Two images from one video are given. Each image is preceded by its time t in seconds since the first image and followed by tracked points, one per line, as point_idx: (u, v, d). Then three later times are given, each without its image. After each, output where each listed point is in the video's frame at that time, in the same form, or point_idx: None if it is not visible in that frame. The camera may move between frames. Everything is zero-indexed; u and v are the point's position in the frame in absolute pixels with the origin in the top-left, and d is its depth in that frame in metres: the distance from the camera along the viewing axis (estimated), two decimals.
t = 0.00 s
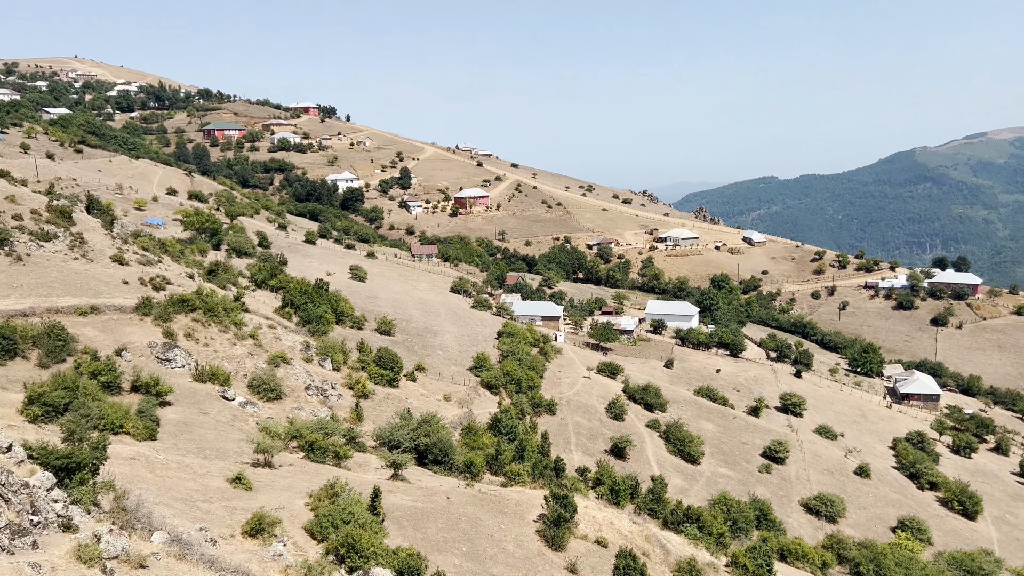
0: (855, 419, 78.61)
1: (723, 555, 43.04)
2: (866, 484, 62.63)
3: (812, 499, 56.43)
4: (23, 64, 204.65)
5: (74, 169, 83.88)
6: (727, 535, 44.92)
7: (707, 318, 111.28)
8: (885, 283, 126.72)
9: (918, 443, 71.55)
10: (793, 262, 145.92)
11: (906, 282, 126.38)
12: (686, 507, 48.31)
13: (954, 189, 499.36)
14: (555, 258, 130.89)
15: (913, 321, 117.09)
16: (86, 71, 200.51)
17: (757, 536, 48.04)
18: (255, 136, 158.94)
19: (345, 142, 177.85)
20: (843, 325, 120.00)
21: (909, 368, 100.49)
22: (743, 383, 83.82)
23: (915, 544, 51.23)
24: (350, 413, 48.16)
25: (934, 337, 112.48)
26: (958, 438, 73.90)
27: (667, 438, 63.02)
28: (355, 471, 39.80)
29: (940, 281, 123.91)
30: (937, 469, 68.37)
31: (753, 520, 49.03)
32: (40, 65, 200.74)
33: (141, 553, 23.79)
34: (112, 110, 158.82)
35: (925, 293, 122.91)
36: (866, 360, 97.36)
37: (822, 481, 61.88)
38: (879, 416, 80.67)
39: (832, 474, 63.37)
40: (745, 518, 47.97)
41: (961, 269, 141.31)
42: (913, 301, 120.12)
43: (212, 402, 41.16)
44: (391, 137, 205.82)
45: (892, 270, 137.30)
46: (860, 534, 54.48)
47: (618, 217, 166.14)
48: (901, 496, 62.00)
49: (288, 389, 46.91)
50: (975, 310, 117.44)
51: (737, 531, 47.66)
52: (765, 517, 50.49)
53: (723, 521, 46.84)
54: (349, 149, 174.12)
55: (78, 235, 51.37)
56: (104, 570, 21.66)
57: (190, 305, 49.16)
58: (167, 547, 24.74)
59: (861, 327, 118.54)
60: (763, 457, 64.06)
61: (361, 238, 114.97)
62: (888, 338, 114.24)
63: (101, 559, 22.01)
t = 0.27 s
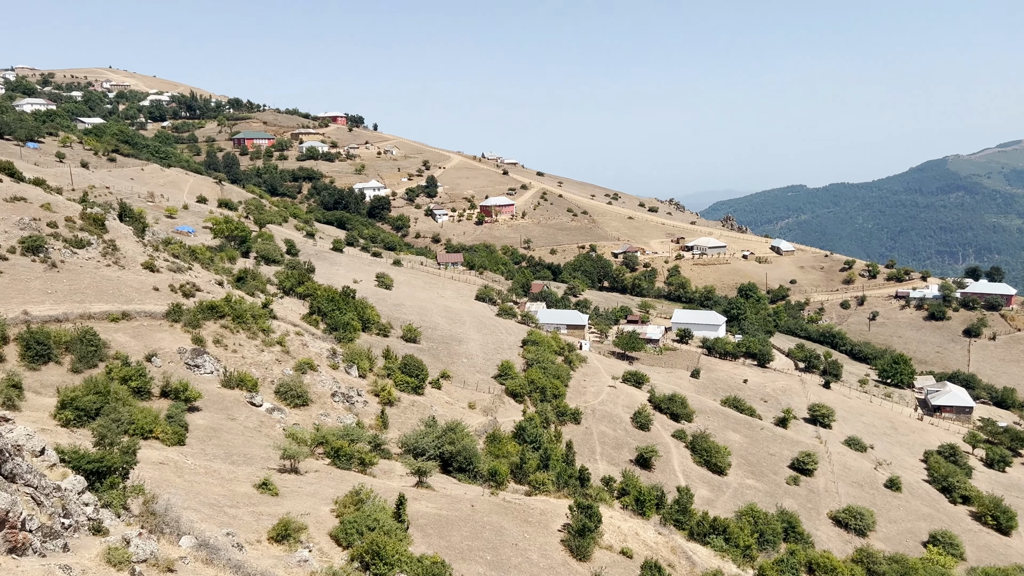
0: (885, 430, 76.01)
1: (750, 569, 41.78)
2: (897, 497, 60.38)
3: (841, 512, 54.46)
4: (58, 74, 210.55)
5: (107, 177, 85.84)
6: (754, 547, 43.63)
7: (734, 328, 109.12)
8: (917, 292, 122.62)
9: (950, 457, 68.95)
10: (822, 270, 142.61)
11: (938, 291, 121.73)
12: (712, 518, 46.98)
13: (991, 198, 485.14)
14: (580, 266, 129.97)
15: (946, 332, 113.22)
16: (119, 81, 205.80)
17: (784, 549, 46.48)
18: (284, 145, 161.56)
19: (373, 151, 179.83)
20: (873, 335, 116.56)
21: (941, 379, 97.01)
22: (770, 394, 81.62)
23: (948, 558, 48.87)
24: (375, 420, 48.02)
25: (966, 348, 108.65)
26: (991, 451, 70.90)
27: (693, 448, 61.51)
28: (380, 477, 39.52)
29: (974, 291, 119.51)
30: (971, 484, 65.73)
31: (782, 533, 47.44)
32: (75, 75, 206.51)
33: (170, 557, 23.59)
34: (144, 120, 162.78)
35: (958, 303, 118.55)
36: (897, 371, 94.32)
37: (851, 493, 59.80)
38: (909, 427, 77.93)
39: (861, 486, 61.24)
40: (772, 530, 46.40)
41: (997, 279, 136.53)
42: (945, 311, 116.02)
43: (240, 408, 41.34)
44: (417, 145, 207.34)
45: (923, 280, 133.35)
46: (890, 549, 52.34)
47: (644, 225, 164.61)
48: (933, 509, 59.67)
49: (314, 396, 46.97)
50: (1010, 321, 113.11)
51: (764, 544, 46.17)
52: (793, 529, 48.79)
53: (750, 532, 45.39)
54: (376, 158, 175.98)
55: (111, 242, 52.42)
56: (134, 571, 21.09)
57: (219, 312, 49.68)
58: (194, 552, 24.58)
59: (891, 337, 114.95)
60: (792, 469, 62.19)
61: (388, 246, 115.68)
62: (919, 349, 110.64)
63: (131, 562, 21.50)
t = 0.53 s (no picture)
0: (916, 443, 73.36)
1: None
2: (929, 511, 58.10)
3: (872, 525, 52.51)
4: (96, 85, 216.86)
5: (141, 186, 87.81)
6: (782, 561, 42.25)
7: (762, 337, 106.68)
8: (950, 303, 118.46)
9: (985, 470, 66.22)
10: (853, 280, 139.13)
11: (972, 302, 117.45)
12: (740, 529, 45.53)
13: None
14: (607, 274, 128.74)
15: (980, 343, 109.17)
16: (154, 91, 211.05)
17: (814, 564, 44.81)
18: (313, 154, 163.99)
19: (400, 160, 181.41)
20: (905, 345, 112.93)
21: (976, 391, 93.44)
22: (799, 405, 79.31)
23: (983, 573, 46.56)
24: (401, 427, 47.81)
25: (1002, 359, 104.63)
26: None
27: (720, 458, 59.89)
28: (406, 485, 39.21)
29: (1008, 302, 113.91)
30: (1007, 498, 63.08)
31: (811, 545, 45.78)
32: (111, 85, 212.24)
33: (198, 561, 23.34)
34: (176, 129, 166.72)
35: (992, 314, 113.53)
36: (930, 382, 91.14)
37: (882, 506, 57.66)
38: (942, 440, 75.19)
39: (892, 500, 59.08)
40: (801, 544, 44.83)
41: None
42: (979, 322, 111.66)
43: (268, 414, 41.48)
44: (444, 153, 208.56)
45: (956, 290, 129.06)
46: (923, 563, 50.17)
47: (671, 233, 162.69)
48: (967, 524, 57.30)
49: (341, 402, 46.99)
50: None
51: (792, 557, 44.70)
52: (822, 542, 47.10)
53: (779, 545, 43.88)
54: (403, 167, 177.49)
55: (144, 249, 53.48)
56: None
57: (249, 319, 50.14)
58: (222, 556, 24.23)
59: (923, 348, 111.22)
60: (822, 481, 60.31)
61: (414, 254, 116.20)
62: (952, 360, 106.82)
63: (159, 566, 21.33)
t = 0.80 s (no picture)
0: (952, 456, 70.43)
1: None
2: (965, 525, 55.80)
3: (905, 538, 50.46)
4: (133, 94, 223.11)
5: (176, 194, 89.77)
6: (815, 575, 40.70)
7: (793, 347, 104.02)
8: (986, 312, 114.43)
9: None
10: (885, 290, 134.99)
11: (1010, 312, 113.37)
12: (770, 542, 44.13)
13: None
14: (635, 282, 127.24)
15: (1019, 354, 104.70)
16: (188, 101, 216.46)
17: None
18: (343, 162, 166.13)
19: (429, 168, 182.75)
20: (939, 356, 108.66)
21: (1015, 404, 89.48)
22: (830, 416, 76.78)
23: None
24: (429, 434, 47.56)
25: None
26: None
27: (750, 470, 58.25)
28: (433, 492, 38.84)
29: None
30: None
31: (843, 559, 43.97)
32: (149, 96, 218.31)
33: (229, 567, 23.09)
34: (210, 138, 170.56)
35: None
36: (966, 394, 87.44)
37: (915, 520, 55.48)
38: (979, 453, 72.14)
39: (926, 513, 56.91)
40: (833, 557, 42.99)
41: None
42: (1018, 332, 107.63)
43: (298, 420, 41.61)
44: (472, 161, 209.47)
45: (993, 300, 124.34)
46: None
47: (700, 241, 160.36)
48: (1006, 540, 54.91)
49: (369, 409, 46.96)
50: None
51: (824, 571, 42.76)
52: (854, 556, 45.19)
53: (810, 558, 42.17)
54: (432, 175, 178.71)
55: (178, 256, 54.44)
56: None
57: (279, 325, 50.57)
58: (251, 561, 24.24)
59: (958, 359, 106.94)
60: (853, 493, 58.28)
61: (442, 262, 116.51)
62: (989, 372, 102.46)
63: (190, 569, 21.42)
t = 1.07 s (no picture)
0: (991, 469, 67.43)
1: None
2: (1006, 541, 53.50)
3: (942, 553, 48.19)
4: (171, 104, 229.21)
5: (210, 202, 91.61)
6: None
7: (825, 356, 101.11)
8: None
9: None
10: (920, 299, 130.57)
11: None
12: (803, 554, 42.66)
13: None
14: (664, 290, 125.41)
15: None
16: (222, 110, 221.48)
17: None
18: (373, 170, 168.03)
19: (458, 176, 183.66)
20: (977, 367, 104.12)
21: None
22: (864, 426, 74.08)
23: None
24: (456, 441, 47.18)
25: None
26: None
27: (782, 481, 56.60)
28: (461, 499, 38.48)
29: None
30: None
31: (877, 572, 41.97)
32: (185, 106, 223.85)
33: (260, 570, 22.60)
34: (243, 147, 174.17)
35: None
36: (1005, 406, 83.49)
37: (953, 534, 53.30)
38: (1020, 467, 68.95)
39: (964, 527, 54.74)
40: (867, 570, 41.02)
41: None
42: None
43: (327, 426, 41.67)
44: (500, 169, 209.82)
45: None
46: None
47: (731, 249, 157.60)
48: None
49: (398, 415, 46.81)
50: None
51: None
52: (890, 571, 42.90)
53: (844, 571, 40.40)
54: (461, 183, 179.53)
55: (211, 264, 55.35)
56: None
57: (309, 332, 50.91)
58: (281, 566, 23.41)
59: (997, 369, 102.30)
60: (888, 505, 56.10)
61: (471, 269, 116.62)
62: None
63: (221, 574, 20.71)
